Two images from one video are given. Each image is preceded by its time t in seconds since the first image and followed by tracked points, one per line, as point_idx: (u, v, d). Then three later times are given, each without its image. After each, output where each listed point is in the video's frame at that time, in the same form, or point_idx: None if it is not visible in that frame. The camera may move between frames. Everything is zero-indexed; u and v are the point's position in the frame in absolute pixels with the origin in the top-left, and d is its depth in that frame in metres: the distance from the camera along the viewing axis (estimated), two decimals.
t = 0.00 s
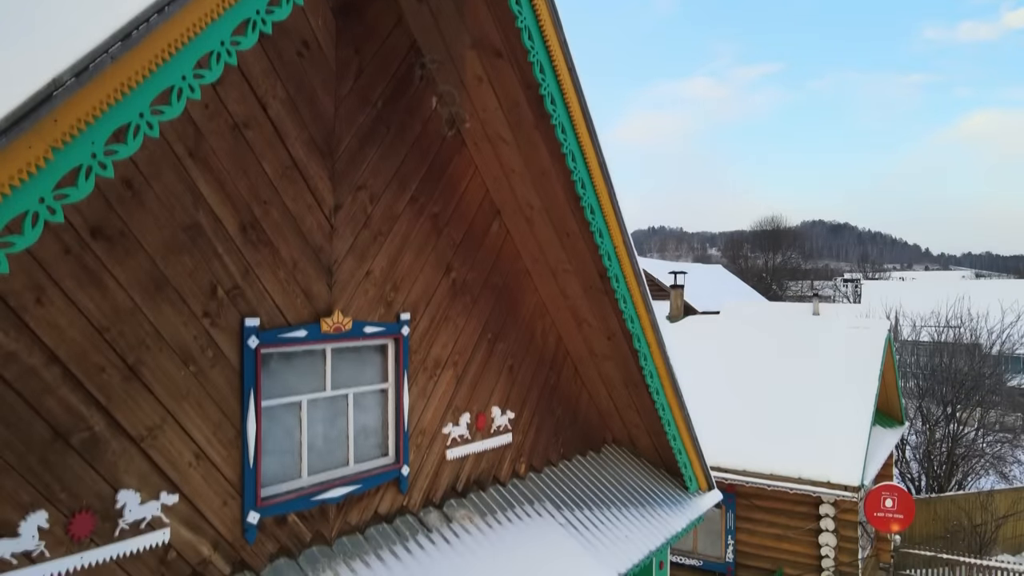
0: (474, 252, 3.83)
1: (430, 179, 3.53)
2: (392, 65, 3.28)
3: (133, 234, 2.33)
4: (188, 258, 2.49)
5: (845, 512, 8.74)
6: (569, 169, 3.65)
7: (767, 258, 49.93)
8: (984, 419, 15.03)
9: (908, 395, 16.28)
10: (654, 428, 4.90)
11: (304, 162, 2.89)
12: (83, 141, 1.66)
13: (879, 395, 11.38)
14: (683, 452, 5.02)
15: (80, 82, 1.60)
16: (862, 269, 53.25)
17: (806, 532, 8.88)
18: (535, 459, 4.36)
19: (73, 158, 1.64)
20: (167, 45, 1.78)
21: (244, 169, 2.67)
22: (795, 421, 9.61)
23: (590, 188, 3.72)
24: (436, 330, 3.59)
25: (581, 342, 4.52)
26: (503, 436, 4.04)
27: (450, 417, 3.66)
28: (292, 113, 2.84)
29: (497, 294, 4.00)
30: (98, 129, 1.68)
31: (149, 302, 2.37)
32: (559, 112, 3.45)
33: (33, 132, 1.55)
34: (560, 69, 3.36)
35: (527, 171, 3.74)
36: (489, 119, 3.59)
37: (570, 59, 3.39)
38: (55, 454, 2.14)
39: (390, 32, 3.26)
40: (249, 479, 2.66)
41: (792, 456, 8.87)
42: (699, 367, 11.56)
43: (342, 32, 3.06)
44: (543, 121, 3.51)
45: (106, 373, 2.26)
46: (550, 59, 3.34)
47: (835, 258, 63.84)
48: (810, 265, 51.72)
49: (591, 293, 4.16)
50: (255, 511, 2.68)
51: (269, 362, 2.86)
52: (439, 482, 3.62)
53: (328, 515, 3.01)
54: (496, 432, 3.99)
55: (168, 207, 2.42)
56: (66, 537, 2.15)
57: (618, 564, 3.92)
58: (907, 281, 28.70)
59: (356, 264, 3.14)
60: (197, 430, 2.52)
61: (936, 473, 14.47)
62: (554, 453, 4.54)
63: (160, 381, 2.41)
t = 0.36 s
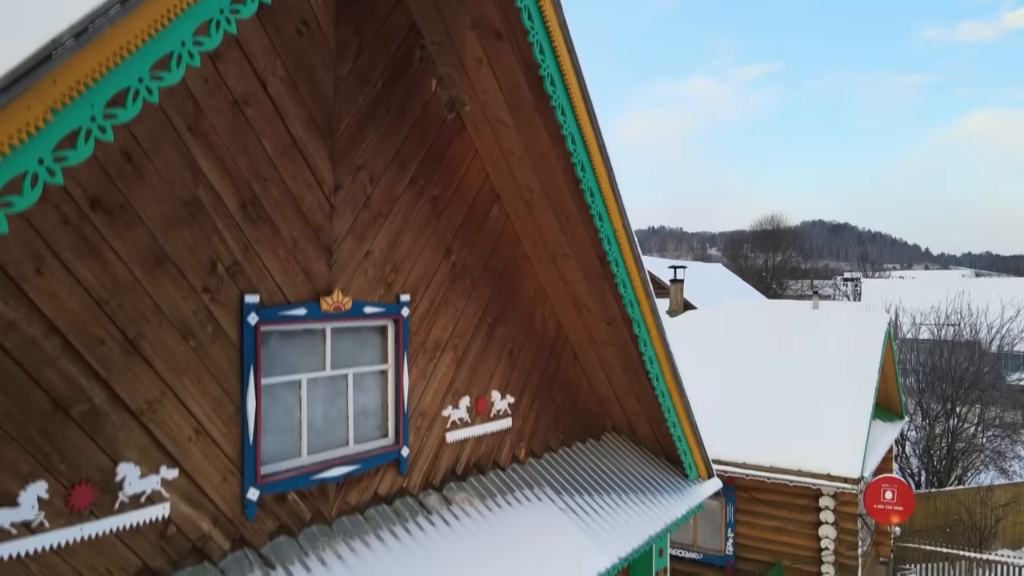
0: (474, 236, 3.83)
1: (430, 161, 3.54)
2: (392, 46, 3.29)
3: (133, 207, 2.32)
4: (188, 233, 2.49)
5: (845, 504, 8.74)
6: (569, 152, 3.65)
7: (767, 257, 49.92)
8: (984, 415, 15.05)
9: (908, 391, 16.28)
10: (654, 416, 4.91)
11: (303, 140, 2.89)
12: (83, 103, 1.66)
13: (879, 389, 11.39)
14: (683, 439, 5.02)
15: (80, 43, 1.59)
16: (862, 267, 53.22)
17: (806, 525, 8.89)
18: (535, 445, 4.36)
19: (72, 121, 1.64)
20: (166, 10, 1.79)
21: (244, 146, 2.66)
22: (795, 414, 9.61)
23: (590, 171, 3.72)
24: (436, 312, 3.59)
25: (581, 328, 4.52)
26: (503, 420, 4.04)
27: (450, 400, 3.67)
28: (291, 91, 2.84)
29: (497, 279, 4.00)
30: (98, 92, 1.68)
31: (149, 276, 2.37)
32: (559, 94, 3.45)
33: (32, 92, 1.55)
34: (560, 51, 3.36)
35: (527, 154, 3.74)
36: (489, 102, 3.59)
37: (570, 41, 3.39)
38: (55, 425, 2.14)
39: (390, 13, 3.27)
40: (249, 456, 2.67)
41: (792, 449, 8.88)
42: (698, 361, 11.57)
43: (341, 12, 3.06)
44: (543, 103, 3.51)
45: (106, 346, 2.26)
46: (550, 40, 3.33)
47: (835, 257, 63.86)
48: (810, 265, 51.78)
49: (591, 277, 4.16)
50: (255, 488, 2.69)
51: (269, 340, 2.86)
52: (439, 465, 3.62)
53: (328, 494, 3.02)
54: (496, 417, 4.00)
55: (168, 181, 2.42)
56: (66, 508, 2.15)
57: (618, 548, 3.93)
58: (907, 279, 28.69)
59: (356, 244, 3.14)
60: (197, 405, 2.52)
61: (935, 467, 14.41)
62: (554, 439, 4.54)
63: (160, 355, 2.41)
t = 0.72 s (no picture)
0: (474, 219, 3.83)
1: (430, 143, 3.53)
2: (392, 28, 3.28)
3: (133, 181, 2.32)
4: (188, 209, 2.49)
5: (845, 497, 8.74)
6: (569, 135, 3.64)
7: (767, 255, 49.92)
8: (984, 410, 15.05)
9: (908, 386, 16.28)
10: (654, 403, 4.91)
11: (303, 119, 2.89)
12: (83, 66, 1.66)
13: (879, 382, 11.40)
14: (683, 427, 5.02)
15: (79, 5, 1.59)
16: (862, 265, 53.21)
17: (806, 518, 8.88)
18: (535, 430, 4.36)
19: (72, 83, 1.64)
20: None
21: (244, 123, 2.66)
22: (795, 407, 9.62)
23: (590, 154, 3.72)
24: (436, 295, 3.59)
25: (581, 313, 4.52)
26: (503, 404, 4.04)
27: (450, 382, 3.67)
28: (291, 69, 2.84)
29: (497, 263, 4.00)
30: (98, 56, 1.68)
31: (148, 250, 2.37)
32: (559, 76, 3.43)
33: (32, 52, 1.55)
34: (560, 32, 3.34)
35: (527, 138, 3.74)
36: (489, 84, 3.59)
37: (570, 22, 3.38)
38: (54, 396, 2.14)
39: None
40: (249, 433, 2.67)
41: (792, 441, 8.88)
42: (699, 355, 11.57)
43: None
44: (543, 85, 3.50)
45: (106, 319, 2.25)
46: (550, 21, 3.31)
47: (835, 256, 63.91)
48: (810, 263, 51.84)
49: (591, 262, 4.16)
50: (255, 465, 2.69)
51: (269, 318, 2.86)
52: (439, 447, 3.62)
53: (328, 474, 3.02)
54: (496, 401, 4.00)
55: (167, 156, 2.42)
56: (66, 480, 2.15)
57: (617, 533, 3.93)
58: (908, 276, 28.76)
59: (356, 224, 3.14)
60: (197, 380, 2.52)
61: (935, 462, 14.45)
62: (554, 425, 4.54)
63: (160, 329, 2.40)
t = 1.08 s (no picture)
0: (473, 203, 3.83)
1: (430, 126, 3.53)
2: (392, 9, 3.29)
3: (132, 154, 2.32)
4: (187, 183, 2.49)
5: (845, 489, 8.75)
6: (568, 118, 3.65)
7: (767, 253, 49.90)
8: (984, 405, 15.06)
9: (908, 382, 16.27)
10: (654, 390, 4.91)
11: (303, 97, 2.89)
12: (83, 28, 1.66)
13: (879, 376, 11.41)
14: (683, 414, 5.02)
15: None
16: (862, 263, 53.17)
17: (807, 510, 8.88)
18: (535, 416, 4.36)
19: (71, 46, 1.65)
20: None
21: (243, 100, 2.66)
22: (795, 401, 9.62)
23: (590, 137, 3.73)
24: (435, 278, 3.59)
25: (581, 300, 4.53)
26: (503, 389, 4.04)
27: (450, 365, 3.67)
28: (290, 47, 2.84)
29: (497, 247, 4.00)
30: (98, 19, 1.70)
31: (148, 224, 2.37)
32: (559, 58, 3.46)
33: (31, 14, 1.55)
34: (560, 13, 3.36)
35: (527, 121, 3.74)
36: (489, 67, 3.59)
37: (570, 4, 3.39)
38: (54, 368, 2.14)
39: None
40: (249, 410, 2.67)
41: (792, 434, 8.89)
42: (699, 349, 11.57)
43: None
44: (543, 67, 3.50)
45: (105, 291, 2.25)
46: (550, 2, 3.33)
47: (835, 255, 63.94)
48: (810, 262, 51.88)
49: (591, 247, 4.16)
50: (255, 442, 2.69)
51: (269, 297, 2.86)
52: (439, 430, 3.62)
53: (328, 454, 3.02)
54: (496, 384, 4.00)
55: (167, 130, 2.41)
56: (66, 451, 2.15)
57: (617, 517, 3.95)
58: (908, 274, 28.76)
59: (355, 205, 3.14)
60: (197, 356, 2.52)
61: (935, 458, 14.46)
62: (554, 411, 4.54)
63: (160, 304, 2.40)
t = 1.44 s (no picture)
0: (473, 187, 3.83)
1: (430, 108, 3.53)
2: None
3: (132, 127, 2.32)
4: (187, 158, 2.48)
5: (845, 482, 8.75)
6: (568, 101, 3.64)
7: (767, 251, 49.90)
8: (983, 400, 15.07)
9: (908, 377, 16.27)
10: (654, 378, 4.91)
11: (303, 76, 2.89)
12: None
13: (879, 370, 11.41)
14: (683, 402, 5.02)
15: None
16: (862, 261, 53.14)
17: (807, 503, 8.88)
18: (535, 401, 4.36)
19: (71, 8, 1.64)
20: None
21: (243, 77, 2.65)
22: (795, 394, 9.61)
23: (590, 120, 3.72)
24: (436, 260, 3.59)
25: (581, 286, 4.52)
26: (503, 373, 4.04)
27: (450, 348, 3.67)
28: (291, 25, 2.83)
29: (497, 232, 4.00)
30: None
31: (148, 198, 2.37)
32: (559, 41, 3.45)
33: None
34: None
35: (527, 104, 3.73)
36: (488, 50, 3.59)
37: None
38: (53, 339, 2.13)
39: None
40: (249, 387, 2.67)
41: (792, 427, 8.89)
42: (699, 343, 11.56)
43: None
44: (542, 50, 3.49)
45: (104, 264, 2.25)
46: None
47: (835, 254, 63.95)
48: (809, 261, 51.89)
49: (591, 232, 4.16)
50: (255, 419, 2.69)
51: (269, 275, 2.85)
52: (439, 413, 3.62)
53: (328, 434, 3.02)
54: (496, 369, 4.00)
55: (167, 105, 2.41)
56: (66, 423, 2.15)
57: (617, 501, 3.95)
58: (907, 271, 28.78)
59: (355, 185, 3.14)
60: (197, 331, 2.52)
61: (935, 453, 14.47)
62: (554, 397, 4.54)
63: (160, 279, 2.40)
